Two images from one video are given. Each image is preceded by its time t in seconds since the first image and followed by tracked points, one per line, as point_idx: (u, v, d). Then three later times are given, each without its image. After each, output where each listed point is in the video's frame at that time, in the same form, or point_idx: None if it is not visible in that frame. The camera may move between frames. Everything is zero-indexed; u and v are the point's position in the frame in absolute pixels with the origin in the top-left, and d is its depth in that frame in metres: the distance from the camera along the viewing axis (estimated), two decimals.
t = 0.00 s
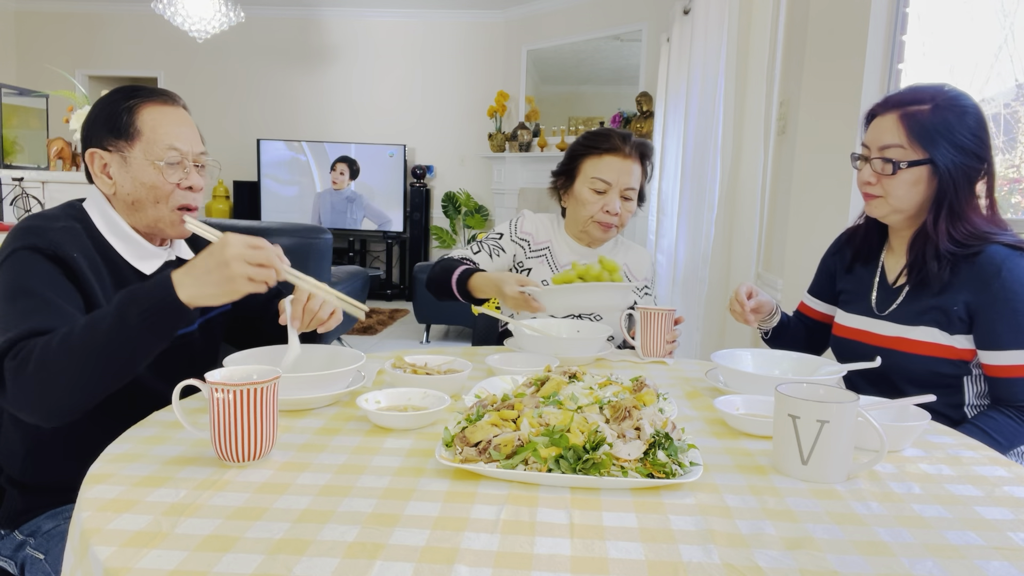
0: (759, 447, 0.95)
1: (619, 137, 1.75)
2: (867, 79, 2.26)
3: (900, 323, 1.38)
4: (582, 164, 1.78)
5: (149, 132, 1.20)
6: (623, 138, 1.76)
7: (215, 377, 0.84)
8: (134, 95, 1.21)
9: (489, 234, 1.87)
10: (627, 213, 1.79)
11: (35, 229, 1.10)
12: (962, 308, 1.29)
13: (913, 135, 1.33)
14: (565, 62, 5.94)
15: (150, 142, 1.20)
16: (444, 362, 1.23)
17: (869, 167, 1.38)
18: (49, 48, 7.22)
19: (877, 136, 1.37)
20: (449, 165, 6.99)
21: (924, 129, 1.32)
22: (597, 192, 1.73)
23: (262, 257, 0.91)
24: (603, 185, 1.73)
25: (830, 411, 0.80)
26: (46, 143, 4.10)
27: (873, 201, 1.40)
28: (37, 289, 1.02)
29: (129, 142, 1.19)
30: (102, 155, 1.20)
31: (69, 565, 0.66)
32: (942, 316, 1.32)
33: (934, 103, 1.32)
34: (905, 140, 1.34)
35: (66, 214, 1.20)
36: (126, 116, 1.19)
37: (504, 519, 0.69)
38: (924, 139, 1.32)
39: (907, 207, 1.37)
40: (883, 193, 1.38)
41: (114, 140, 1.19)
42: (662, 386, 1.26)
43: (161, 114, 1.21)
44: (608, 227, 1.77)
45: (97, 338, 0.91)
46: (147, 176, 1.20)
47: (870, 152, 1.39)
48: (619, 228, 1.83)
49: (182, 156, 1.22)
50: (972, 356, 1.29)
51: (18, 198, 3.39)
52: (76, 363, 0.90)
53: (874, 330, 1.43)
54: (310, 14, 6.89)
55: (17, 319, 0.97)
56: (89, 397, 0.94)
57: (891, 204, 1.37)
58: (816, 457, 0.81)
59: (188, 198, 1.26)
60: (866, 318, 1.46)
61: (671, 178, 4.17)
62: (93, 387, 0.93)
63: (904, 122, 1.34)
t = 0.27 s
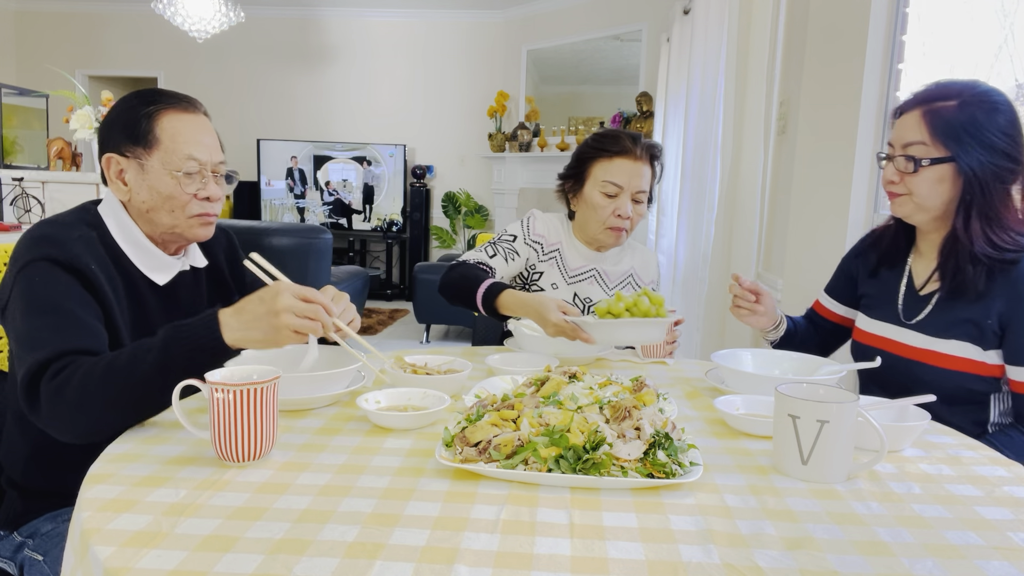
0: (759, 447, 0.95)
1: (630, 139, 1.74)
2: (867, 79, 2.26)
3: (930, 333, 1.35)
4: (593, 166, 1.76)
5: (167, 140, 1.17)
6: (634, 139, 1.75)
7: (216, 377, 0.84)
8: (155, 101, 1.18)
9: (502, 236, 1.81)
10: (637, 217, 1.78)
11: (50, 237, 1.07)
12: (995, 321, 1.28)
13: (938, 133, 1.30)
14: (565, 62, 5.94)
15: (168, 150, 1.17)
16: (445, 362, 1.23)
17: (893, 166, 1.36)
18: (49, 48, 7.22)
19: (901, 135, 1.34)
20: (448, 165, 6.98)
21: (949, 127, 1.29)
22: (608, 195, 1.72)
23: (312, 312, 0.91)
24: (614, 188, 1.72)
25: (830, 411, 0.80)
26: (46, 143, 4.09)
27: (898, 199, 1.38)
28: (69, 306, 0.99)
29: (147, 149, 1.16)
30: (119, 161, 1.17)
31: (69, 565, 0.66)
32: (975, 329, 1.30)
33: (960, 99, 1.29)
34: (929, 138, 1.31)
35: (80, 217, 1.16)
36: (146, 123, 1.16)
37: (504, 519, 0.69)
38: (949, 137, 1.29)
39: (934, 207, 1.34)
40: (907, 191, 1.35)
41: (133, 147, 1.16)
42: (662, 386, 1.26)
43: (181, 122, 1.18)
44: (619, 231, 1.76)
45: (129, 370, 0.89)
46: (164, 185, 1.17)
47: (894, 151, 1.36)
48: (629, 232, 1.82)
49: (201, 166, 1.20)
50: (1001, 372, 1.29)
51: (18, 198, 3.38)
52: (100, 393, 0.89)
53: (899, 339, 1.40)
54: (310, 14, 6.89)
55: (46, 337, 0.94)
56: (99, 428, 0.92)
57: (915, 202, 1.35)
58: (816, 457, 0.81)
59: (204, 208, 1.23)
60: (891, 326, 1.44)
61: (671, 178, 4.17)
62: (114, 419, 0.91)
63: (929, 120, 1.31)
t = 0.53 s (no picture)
0: (759, 447, 0.95)
1: (635, 143, 1.75)
2: (867, 79, 2.26)
3: (989, 356, 1.25)
4: (599, 170, 1.77)
5: (191, 148, 1.16)
6: (640, 143, 1.76)
7: (216, 377, 0.84)
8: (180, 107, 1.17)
9: (511, 236, 1.79)
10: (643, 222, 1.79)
11: (66, 245, 1.07)
12: None
13: (973, 133, 1.20)
14: (564, 62, 5.94)
15: (192, 158, 1.16)
16: (445, 362, 1.23)
17: (925, 169, 1.26)
18: (49, 48, 7.22)
19: (934, 137, 1.26)
20: (448, 165, 6.98)
21: (986, 128, 1.19)
22: (614, 200, 1.73)
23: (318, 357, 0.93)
24: (619, 192, 1.72)
25: (830, 411, 0.80)
26: (46, 143, 4.08)
27: (931, 204, 1.28)
28: (78, 319, 0.99)
29: (171, 156, 1.16)
30: (141, 166, 1.17)
31: (69, 565, 0.66)
32: None
33: (997, 97, 1.20)
34: (961, 140, 1.22)
35: (95, 222, 1.16)
36: (171, 129, 1.15)
37: (504, 519, 0.70)
38: (984, 138, 1.19)
39: (973, 212, 1.24)
40: (940, 196, 1.26)
41: (156, 153, 1.16)
42: (662, 386, 1.26)
43: (206, 130, 1.17)
44: (625, 236, 1.76)
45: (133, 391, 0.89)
46: (186, 193, 1.17)
47: (928, 154, 1.27)
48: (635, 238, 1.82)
49: (224, 175, 1.19)
50: None
51: (18, 198, 3.37)
52: (104, 409, 0.88)
53: (952, 360, 1.29)
54: (310, 14, 6.89)
55: (56, 348, 0.95)
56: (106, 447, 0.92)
57: (950, 209, 1.25)
58: (816, 457, 0.81)
59: (224, 216, 1.23)
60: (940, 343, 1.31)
61: (671, 178, 4.18)
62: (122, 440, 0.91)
63: (963, 119, 1.22)
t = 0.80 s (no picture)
0: (759, 447, 0.95)
1: (636, 144, 1.74)
2: (867, 78, 2.25)
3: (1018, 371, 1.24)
4: (600, 171, 1.77)
5: (204, 150, 1.16)
6: (640, 144, 1.75)
7: (216, 377, 0.84)
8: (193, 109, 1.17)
9: (515, 238, 1.79)
10: (644, 223, 1.78)
11: (73, 245, 1.07)
12: None
13: (993, 140, 1.18)
14: (565, 62, 5.94)
15: (204, 161, 1.16)
16: (445, 362, 1.23)
17: (948, 176, 1.24)
18: (48, 47, 7.22)
19: (958, 142, 1.24)
20: (448, 165, 6.98)
21: (1008, 133, 1.16)
22: (615, 201, 1.73)
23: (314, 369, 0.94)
24: (620, 194, 1.72)
25: (830, 411, 0.80)
26: (46, 143, 4.08)
27: (954, 212, 1.26)
28: (81, 321, 0.99)
29: (183, 158, 1.16)
30: (152, 167, 1.16)
31: (69, 565, 0.66)
32: None
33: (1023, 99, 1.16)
34: (982, 146, 1.20)
35: (104, 222, 1.16)
36: (183, 131, 1.15)
37: (504, 519, 0.69)
38: (1006, 144, 1.17)
39: (998, 221, 1.21)
40: (963, 204, 1.24)
41: (168, 154, 1.15)
42: (662, 386, 1.26)
43: (219, 132, 1.17)
44: (626, 237, 1.76)
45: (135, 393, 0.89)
46: (197, 195, 1.17)
47: (953, 160, 1.25)
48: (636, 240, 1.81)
49: (235, 178, 1.19)
50: None
51: (18, 198, 3.37)
52: (104, 412, 0.88)
53: (981, 373, 1.28)
54: (310, 14, 6.89)
55: (55, 351, 0.94)
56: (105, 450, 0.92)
57: (973, 216, 1.23)
58: (816, 457, 0.81)
59: (234, 219, 1.23)
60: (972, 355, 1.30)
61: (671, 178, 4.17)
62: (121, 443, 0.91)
63: (986, 125, 1.19)
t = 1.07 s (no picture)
0: (759, 447, 0.95)
1: (632, 142, 1.74)
2: (868, 78, 2.25)
3: None
4: (596, 169, 1.77)
5: (195, 148, 1.16)
6: (636, 141, 1.75)
7: (215, 377, 0.84)
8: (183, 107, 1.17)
9: (514, 236, 1.79)
10: (642, 220, 1.78)
11: (69, 245, 1.07)
12: None
13: (1011, 138, 1.17)
14: (565, 62, 5.94)
15: (196, 159, 1.16)
16: (445, 362, 1.23)
17: (966, 175, 1.24)
18: (48, 47, 7.22)
19: (977, 141, 1.23)
20: (448, 165, 6.98)
21: None
22: (611, 198, 1.73)
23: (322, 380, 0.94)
24: (616, 191, 1.72)
25: (830, 411, 0.80)
26: (45, 143, 4.08)
27: (973, 211, 1.26)
28: (81, 320, 0.99)
29: (175, 157, 1.16)
30: (144, 167, 1.16)
31: (69, 565, 0.66)
32: None
33: None
34: (999, 145, 1.19)
35: (99, 221, 1.16)
36: (174, 130, 1.15)
37: (504, 519, 0.70)
38: None
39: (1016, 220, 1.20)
40: (980, 203, 1.23)
41: (159, 153, 1.15)
42: (663, 386, 1.26)
43: (210, 130, 1.17)
44: (623, 235, 1.76)
45: (136, 392, 0.89)
46: (190, 193, 1.17)
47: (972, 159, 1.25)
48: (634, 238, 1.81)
49: (228, 175, 1.19)
50: None
51: (18, 198, 3.37)
52: (105, 409, 0.88)
53: (999, 374, 1.27)
54: (310, 14, 6.89)
55: (56, 349, 0.94)
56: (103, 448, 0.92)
57: (989, 216, 1.23)
58: (816, 457, 0.81)
59: (228, 217, 1.23)
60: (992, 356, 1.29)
61: (671, 178, 4.17)
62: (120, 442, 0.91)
63: (1003, 123, 1.18)
